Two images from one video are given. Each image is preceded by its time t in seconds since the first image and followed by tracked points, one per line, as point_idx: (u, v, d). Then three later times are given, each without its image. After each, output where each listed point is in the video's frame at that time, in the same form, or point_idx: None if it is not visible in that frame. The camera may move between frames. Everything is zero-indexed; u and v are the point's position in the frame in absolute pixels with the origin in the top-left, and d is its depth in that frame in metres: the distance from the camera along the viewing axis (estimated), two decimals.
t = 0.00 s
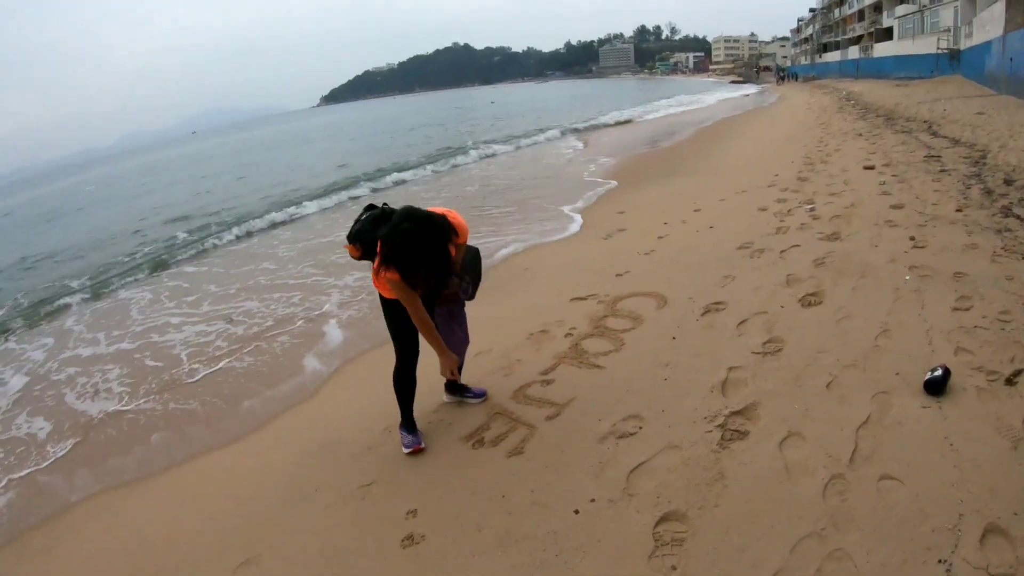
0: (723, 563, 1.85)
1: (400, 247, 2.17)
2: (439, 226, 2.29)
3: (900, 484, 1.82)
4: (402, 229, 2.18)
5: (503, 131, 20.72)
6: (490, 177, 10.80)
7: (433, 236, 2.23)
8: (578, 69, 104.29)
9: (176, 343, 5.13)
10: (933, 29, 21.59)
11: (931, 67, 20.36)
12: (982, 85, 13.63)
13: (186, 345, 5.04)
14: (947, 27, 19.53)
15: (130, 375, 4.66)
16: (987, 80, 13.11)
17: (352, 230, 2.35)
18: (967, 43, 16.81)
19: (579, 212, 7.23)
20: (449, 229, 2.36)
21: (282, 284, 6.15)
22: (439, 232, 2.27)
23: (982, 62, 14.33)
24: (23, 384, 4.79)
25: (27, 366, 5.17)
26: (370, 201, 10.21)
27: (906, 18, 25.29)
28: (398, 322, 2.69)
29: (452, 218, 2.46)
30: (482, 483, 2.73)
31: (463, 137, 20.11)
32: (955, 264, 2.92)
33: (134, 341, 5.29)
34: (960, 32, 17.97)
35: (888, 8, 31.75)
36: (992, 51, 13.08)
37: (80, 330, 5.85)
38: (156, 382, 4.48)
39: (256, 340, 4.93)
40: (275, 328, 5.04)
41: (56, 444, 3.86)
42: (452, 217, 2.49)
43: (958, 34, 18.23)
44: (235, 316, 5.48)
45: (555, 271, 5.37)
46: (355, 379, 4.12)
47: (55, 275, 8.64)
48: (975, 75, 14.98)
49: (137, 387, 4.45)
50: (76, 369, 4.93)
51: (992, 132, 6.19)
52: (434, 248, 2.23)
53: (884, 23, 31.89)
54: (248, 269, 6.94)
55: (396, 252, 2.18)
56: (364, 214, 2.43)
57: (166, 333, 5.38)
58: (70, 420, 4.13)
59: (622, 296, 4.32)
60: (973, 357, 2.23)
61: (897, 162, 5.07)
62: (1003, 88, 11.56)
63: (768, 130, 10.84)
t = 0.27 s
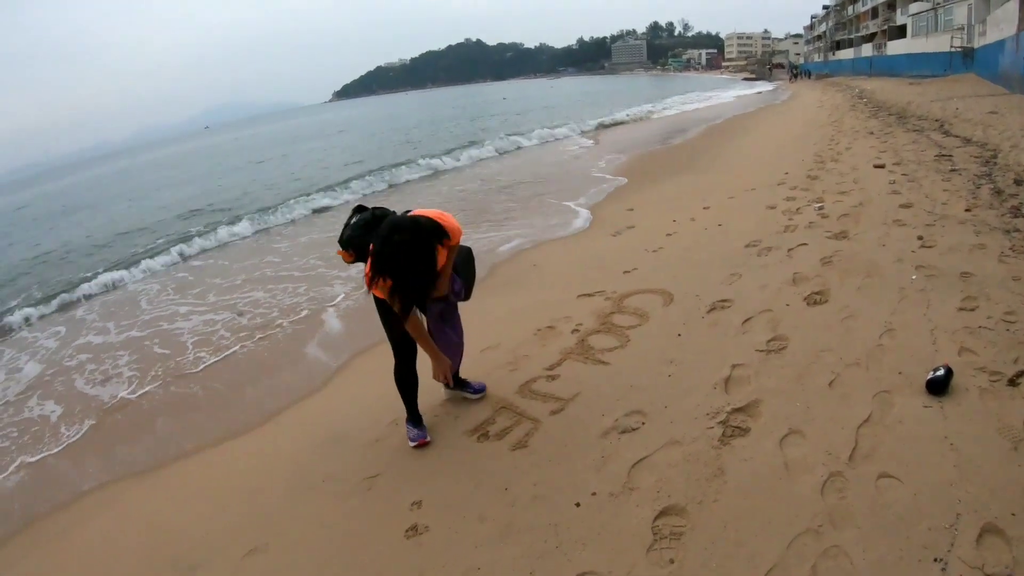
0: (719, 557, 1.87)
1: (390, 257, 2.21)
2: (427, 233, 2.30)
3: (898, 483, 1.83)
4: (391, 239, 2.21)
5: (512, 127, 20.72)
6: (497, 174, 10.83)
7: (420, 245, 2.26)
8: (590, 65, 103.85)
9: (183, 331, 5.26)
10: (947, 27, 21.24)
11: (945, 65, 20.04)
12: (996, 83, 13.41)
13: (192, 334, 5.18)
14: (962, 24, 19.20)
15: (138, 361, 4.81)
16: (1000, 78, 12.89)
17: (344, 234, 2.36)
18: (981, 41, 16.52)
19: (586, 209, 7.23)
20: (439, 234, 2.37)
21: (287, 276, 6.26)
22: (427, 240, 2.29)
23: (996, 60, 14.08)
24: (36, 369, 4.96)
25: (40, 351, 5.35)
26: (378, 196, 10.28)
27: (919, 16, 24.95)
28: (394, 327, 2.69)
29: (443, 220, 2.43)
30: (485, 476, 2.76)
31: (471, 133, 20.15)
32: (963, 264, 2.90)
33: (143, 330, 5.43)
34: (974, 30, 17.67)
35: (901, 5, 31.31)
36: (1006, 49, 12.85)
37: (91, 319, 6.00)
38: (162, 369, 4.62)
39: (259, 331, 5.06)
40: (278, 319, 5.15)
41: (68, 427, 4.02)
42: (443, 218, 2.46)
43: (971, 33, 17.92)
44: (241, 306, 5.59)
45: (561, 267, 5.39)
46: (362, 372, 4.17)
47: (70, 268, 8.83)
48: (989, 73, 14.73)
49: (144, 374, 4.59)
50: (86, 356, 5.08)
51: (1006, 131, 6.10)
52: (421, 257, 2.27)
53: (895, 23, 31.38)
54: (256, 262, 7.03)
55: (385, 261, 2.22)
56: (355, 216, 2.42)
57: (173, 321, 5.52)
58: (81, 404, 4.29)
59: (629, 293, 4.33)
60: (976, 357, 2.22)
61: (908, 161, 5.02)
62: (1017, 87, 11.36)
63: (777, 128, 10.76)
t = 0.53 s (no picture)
0: (719, 546, 1.90)
1: (419, 286, 2.34)
2: (450, 263, 2.40)
3: (897, 477, 1.86)
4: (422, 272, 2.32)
5: (521, 125, 20.77)
6: (506, 171, 10.89)
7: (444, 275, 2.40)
8: (602, 63, 103.43)
9: (191, 320, 5.45)
10: (962, 26, 20.95)
11: (959, 64, 19.74)
12: (1009, 82, 13.23)
13: (200, 322, 5.37)
14: (976, 23, 18.93)
15: (148, 348, 4.99)
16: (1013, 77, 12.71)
17: (366, 255, 2.32)
18: (995, 41, 16.30)
19: (594, 207, 7.27)
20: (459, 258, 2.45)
21: (293, 268, 6.45)
22: (450, 270, 2.41)
23: (1010, 59, 13.89)
24: (52, 354, 5.17)
25: (55, 338, 5.57)
26: (387, 192, 10.38)
27: (933, 14, 24.61)
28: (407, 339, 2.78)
29: (462, 242, 2.47)
30: (491, 466, 2.81)
31: (481, 131, 20.22)
32: (970, 263, 2.91)
33: (153, 318, 5.61)
34: (988, 29, 17.43)
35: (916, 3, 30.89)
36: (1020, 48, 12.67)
37: (105, 308, 6.19)
38: (170, 356, 4.79)
39: (263, 320, 5.23)
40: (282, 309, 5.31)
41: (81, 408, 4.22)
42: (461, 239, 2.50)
43: (985, 32, 17.66)
44: (246, 297, 5.78)
45: (569, 264, 5.43)
46: (372, 365, 4.25)
47: (86, 260, 9.05)
48: (1002, 72, 14.53)
49: (154, 360, 4.77)
50: (99, 342, 5.28)
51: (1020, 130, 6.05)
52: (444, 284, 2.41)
53: (909, 20, 30.96)
54: (267, 255, 7.14)
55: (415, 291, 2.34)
56: (374, 233, 2.37)
57: (181, 310, 5.72)
58: (93, 388, 4.48)
59: (637, 289, 4.35)
60: (979, 355, 2.24)
61: (919, 160, 5.00)
62: None
63: (788, 126, 10.70)
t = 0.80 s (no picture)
0: (715, 542, 1.93)
1: (444, 317, 2.43)
2: (475, 293, 2.44)
3: (894, 477, 1.87)
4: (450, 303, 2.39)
5: (528, 123, 20.81)
6: (512, 169, 10.93)
7: (471, 306, 2.44)
8: (612, 62, 103.15)
9: (194, 308, 5.63)
10: (974, 28, 20.74)
11: (969, 67, 19.57)
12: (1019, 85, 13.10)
13: (202, 310, 5.54)
14: (988, 25, 18.74)
15: (152, 334, 5.17)
16: None
17: (384, 285, 2.35)
18: (1007, 43, 16.14)
19: (600, 207, 7.28)
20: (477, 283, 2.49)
21: (299, 263, 6.54)
22: (476, 300, 2.45)
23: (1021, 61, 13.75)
24: (60, 338, 5.36)
25: (64, 323, 5.77)
26: (393, 188, 10.45)
27: (944, 15, 24.38)
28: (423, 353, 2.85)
29: (477, 265, 2.51)
30: (493, 460, 2.85)
31: (488, 129, 20.28)
32: (974, 266, 2.90)
33: (158, 306, 5.79)
34: (1000, 31, 17.26)
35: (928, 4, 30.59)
36: None
37: (112, 297, 6.36)
38: (177, 343, 4.94)
39: (262, 309, 5.41)
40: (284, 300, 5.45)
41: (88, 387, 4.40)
42: (476, 263, 2.51)
43: (997, 34, 17.48)
44: (248, 287, 5.97)
45: (574, 262, 5.46)
46: (378, 360, 4.30)
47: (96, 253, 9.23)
48: (1014, 74, 14.38)
49: (157, 346, 4.94)
50: (105, 328, 5.47)
51: None
52: (471, 314, 2.45)
53: (922, 21, 30.66)
54: (273, 249, 7.24)
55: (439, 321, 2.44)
56: (390, 262, 2.36)
57: (185, 299, 5.90)
58: (99, 370, 4.66)
59: (643, 289, 4.36)
60: (980, 358, 2.25)
61: (927, 163, 4.98)
62: None
63: (795, 127, 10.67)
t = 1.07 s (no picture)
0: (708, 545, 1.92)
1: (454, 329, 2.31)
2: (487, 305, 2.30)
3: (890, 483, 1.86)
4: (460, 315, 2.26)
5: (535, 121, 20.83)
6: (517, 167, 10.93)
7: (484, 319, 2.30)
8: (622, 61, 102.81)
9: (195, 299, 5.80)
10: (985, 30, 20.54)
11: (980, 69, 19.39)
12: None
13: (203, 300, 5.72)
14: (1000, 27, 18.56)
15: (153, 323, 5.34)
16: None
17: (388, 297, 2.39)
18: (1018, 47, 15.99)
19: (605, 206, 7.27)
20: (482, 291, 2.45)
21: (303, 258, 6.60)
22: (488, 313, 2.31)
23: None
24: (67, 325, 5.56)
25: (71, 310, 5.99)
26: (400, 186, 10.48)
27: (955, 18, 24.14)
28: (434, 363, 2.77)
29: (481, 273, 2.49)
30: (491, 459, 2.85)
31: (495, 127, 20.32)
32: (979, 272, 2.88)
33: (160, 296, 5.97)
34: (1012, 34, 17.08)
35: (937, 6, 30.34)
36: None
37: (118, 287, 6.56)
38: (179, 331, 5.10)
39: (259, 301, 5.57)
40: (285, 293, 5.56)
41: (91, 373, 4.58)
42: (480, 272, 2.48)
43: (1009, 36, 17.30)
44: (247, 278, 6.12)
45: (577, 261, 5.46)
46: (380, 358, 4.32)
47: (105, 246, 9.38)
48: None
49: (156, 334, 5.11)
50: (108, 315, 5.67)
51: None
52: (483, 327, 2.31)
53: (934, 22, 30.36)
54: (278, 244, 7.29)
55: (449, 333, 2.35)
56: (393, 274, 2.40)
57: (187, 288, 6.10)
58: (102, 356, 4.85)
59: (647, 290, 4.33)
60: (981, 365, 2.23)
61: (935, 166, 4.94)
62: None
63: (803, 128, 10.61)
